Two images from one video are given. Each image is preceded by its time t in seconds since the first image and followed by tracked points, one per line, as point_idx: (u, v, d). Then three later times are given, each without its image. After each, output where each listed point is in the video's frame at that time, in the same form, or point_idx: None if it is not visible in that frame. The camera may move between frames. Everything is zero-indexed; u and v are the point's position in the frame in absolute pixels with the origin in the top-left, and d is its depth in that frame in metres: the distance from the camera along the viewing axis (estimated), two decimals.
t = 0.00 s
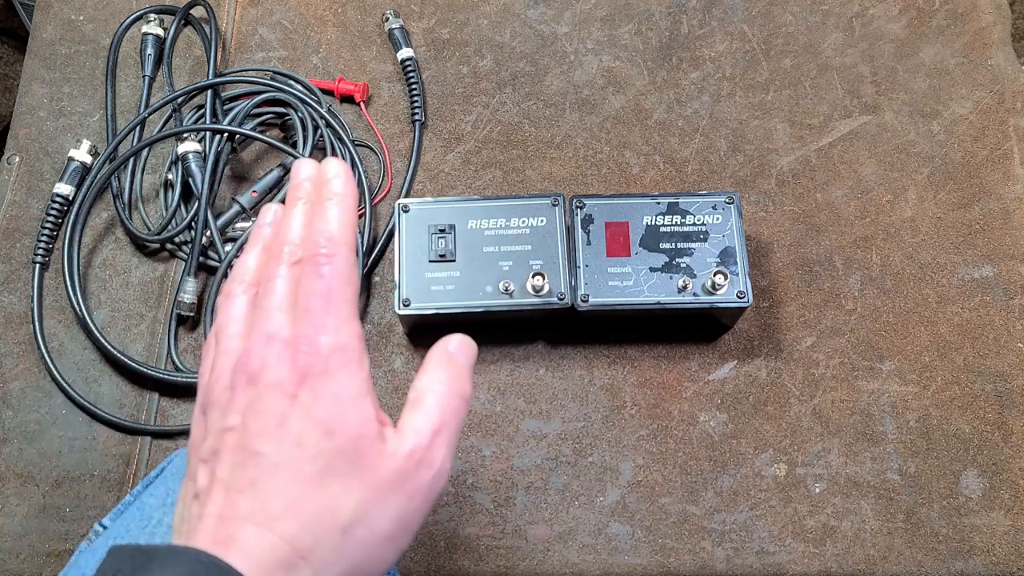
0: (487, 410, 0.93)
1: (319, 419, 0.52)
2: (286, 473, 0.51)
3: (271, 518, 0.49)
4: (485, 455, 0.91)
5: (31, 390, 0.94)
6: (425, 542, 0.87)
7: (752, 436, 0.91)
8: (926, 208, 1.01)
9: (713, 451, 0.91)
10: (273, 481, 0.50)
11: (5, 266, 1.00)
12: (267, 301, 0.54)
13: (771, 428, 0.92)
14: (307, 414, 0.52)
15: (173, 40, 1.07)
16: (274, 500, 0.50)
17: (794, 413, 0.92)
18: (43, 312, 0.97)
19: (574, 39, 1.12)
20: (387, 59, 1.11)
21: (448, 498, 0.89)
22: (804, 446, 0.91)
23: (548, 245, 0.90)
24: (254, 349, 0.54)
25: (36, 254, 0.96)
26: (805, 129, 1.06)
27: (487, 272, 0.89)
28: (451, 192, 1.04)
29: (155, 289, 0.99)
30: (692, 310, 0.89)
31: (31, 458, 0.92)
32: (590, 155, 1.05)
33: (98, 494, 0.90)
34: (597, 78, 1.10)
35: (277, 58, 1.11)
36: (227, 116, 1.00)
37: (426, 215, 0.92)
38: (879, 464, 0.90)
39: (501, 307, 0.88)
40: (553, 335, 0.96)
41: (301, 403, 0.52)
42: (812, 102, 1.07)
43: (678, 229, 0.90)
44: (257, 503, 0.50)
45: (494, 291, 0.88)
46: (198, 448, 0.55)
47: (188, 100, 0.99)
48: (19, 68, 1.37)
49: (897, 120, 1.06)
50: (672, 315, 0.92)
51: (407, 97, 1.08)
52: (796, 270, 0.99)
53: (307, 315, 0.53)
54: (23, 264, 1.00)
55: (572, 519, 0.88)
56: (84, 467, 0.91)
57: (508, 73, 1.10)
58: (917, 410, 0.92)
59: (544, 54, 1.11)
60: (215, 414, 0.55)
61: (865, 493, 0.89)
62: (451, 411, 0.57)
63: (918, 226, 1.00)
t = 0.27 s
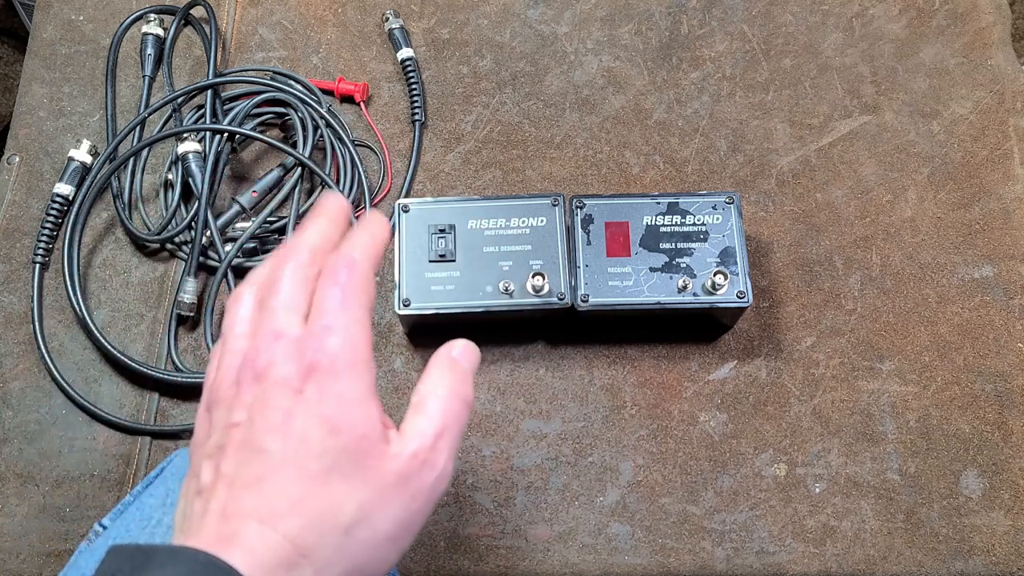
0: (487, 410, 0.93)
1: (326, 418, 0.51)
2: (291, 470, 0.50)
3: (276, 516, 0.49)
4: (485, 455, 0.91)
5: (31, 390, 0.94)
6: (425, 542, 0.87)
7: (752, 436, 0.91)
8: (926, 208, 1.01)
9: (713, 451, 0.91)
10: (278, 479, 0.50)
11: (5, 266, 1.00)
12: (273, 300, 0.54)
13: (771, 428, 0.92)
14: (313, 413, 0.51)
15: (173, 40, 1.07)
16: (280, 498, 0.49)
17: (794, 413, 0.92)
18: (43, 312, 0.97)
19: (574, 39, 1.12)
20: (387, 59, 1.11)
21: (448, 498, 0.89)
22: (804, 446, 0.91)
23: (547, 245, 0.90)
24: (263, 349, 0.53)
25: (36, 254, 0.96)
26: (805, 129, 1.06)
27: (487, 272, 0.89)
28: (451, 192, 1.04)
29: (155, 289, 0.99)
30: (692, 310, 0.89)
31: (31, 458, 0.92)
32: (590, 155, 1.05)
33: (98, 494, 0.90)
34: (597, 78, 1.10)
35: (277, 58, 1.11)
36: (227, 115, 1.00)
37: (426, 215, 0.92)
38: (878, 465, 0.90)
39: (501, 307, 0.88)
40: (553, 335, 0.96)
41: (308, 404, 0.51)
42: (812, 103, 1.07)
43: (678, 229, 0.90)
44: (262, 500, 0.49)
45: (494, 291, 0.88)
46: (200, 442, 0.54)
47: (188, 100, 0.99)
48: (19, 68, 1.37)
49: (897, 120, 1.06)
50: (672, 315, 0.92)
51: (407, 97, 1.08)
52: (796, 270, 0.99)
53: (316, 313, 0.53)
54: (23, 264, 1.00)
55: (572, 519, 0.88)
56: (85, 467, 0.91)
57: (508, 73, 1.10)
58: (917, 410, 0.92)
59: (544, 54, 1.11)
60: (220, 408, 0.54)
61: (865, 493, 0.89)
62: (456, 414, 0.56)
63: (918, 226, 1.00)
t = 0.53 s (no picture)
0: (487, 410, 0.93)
1: (376, 443, 0.52)
2: (334, 486, 0.50)
3: (311, 525, 0.48)
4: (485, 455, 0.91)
5: (31, 390, 0.94)
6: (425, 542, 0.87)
7: (752, 436, 0.91)
8: (926, 208, 1.01)
9: (713, 451, 0.91)
10: (319, 493, 0.49)
11: (5, 266, 1.00)
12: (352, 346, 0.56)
13: (771, 428, 0.92)
14: (364, 436, 0.52)
15: (173, 40, 1.07)
16: (318, 508, 0.49)
17: (794, 413, 0.92)
18: (43, 312, 0.97)
19: (574, 39, 1.12)
20: (387, 58, 1.11)
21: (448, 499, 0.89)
22: (804, 446, 0.91)
23: (548, 245, 0.90)
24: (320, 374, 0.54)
25: (36, 254, 0.96)
26: (805, 129, 1.06)
27: (487, 272, 0.89)
28: (451, 192, 1.04)
29: (155, 289, 0.99)
30: (692, 310, 0.89)
31: (31, 458, 0.92)
32: (590, 155, 1.05)
33: (98, 494, 0.90)
34: (597, 78, 1.10)
35: (277, 58, 1.11)
36: (227, 116, 1.00)
37: (426, 215, 0.92)
38: (879, 464, 0.90)
39: (501, 307, 0.88)
40: (553, 335, 0.96)
41: (359, 428, 0.52)
42: (813, 102, 1.07)
43: (678, 229, 0.90)
44: (301, 507, 0.49)
45: (494, 292, 0.88)
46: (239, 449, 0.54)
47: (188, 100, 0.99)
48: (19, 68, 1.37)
49: (897, 120, 1.06)
50: (672, 315, 0.92)
51: (407, 97, 1.08)
52: (796, 270, 0.99)
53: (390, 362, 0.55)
54: (23, 264, 1.00)
55: (572, 519, 0.88)
56: (85, 467, 0.91)
57: (508, 73, 1.10)
58: (916, 410, 0.92)
59: (544, 54, 1.11)
60: (266, 420, 0.54)
61: (865, 493, 0.89)
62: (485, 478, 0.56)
63: (918, 226, 1.00)
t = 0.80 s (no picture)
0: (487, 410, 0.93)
1: (477, 543, 0.46)
2: None
3: None
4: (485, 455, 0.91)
5: (31, 390, 0.94)
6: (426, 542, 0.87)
7: (752, 436, 0.91)
8: (926, 208, 1.01)
9: (713, 451, 0.91)
10: None
11: (5, 266, 1.00)
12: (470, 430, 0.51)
13: (771, 428, 0.92)
14: (470, 535, 0.46)
15: (173, 40, 1.07)
16: None
17: (793, 413, 0.92)
18: (43, 312, 0.97)
19: (574, 39, 1.12)
20: (387, 58, 1.11)
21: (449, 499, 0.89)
22: (804, 446, 0.91)
23: (548, 245, 0.90)
24: (459, 422, 0.52)
25: (36, 254, 0.96)
26: (805, 129, 1.06)
27: (487, 272, 0.89)
28: (451, 192, 1.04)
29: (154, 289, 0.99)
30: (692, 310, 0.89)
31: (31, 458, 0.92)
32: (590, 155, 1.05)
33: (98, 494, 0.90)
34: (597, 78, 1.10)
35: (277, 58, 1.11)
36: (227, 116, 1.00)
37: (426, 215, 0.92)
38: (879, 465, 0.90)
39: (501, 307, 0.88)
40: (553, 335, 0.96)
41: (469, 520, 0.47)
42: (813, 103, 1.07)
43: (678, 229, 0.90)
44: None
45: (494, 292, 0.88)
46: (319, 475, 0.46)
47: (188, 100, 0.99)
48: (19, 68, 1.37)
49: (897, 120, 1.06)
50: (672, 314, 0.92)
51: (407, 97, 1.08)
52: (796, 270, 0.99)
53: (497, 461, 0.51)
54: (23, 264, 1.00)
55: (572, 520, 0.88)
56: (85, 467, 0.91)
57: (508, 73, 1.10)
58: (917, 410, 0.92)
59: (544, 54, 1.11)
60: (368, 464, 0.47)
61: (865, 493, 0.89)
62: None
63: (918, 226, 1.00)
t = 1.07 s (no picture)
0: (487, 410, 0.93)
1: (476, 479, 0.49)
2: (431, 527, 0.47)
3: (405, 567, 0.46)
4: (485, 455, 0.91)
5: (31, 390, 0.94)
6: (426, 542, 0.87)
7: (752, 436, 0.91)
8: (926, 208, 1.01)
9: (713, 451, 0.91)
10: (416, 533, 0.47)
11: (5, 266, 1.00)
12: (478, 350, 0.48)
13: (771, 428, 0.92)
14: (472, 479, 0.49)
15: (173, 40, 1.07)
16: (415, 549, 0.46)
17: (793, 413, 0.92)
18: (43, 312, 0.97)
19: (573, 39, 1.12)
20: (387, 59, 1.11)
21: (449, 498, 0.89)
22: (804, 446, 0.91)
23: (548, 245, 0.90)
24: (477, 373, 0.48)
25: (36, 254, 0.96)
26: (805, 129, 1.06)
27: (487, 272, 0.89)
28: (451, 192, 1.04)
29: (154, 289, 0.99)
30: (692, 310, 0.89)
31: (31, 458, 0.92)
32: (590, 155, 1.05)
33: (98, 494, 0.90)
34: (597, 78, 1.10)
35: (277, 58, 1.11)
36: (227, 115, 1.00)
37: (426, 215, 0.92)
38: (878, 465, 0.90)
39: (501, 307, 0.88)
40: (553, 335, 0.96)
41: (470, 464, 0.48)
42: (813, 103, 1.07)
43: (678, 229, 0.90)
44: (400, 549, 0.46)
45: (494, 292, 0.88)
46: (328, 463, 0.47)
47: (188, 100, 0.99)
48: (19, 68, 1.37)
49: (897, 121, 1.06)
50: (672, 315, 0.92)
51: (407, 97, 1.08)
52: (796, 270, 0.99)
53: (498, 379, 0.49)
54: (23, 264, 1.00)
55: (572, 520, 0.88)
56: (85, 467, 0.91)
57: (508, 73, 1.10)
58: (917, 410, 0.92)
59: (544, 54, 1.11)
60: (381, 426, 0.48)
61: (865, 493, 0.89)
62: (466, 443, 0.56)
63: (918, 226, 1.00)
